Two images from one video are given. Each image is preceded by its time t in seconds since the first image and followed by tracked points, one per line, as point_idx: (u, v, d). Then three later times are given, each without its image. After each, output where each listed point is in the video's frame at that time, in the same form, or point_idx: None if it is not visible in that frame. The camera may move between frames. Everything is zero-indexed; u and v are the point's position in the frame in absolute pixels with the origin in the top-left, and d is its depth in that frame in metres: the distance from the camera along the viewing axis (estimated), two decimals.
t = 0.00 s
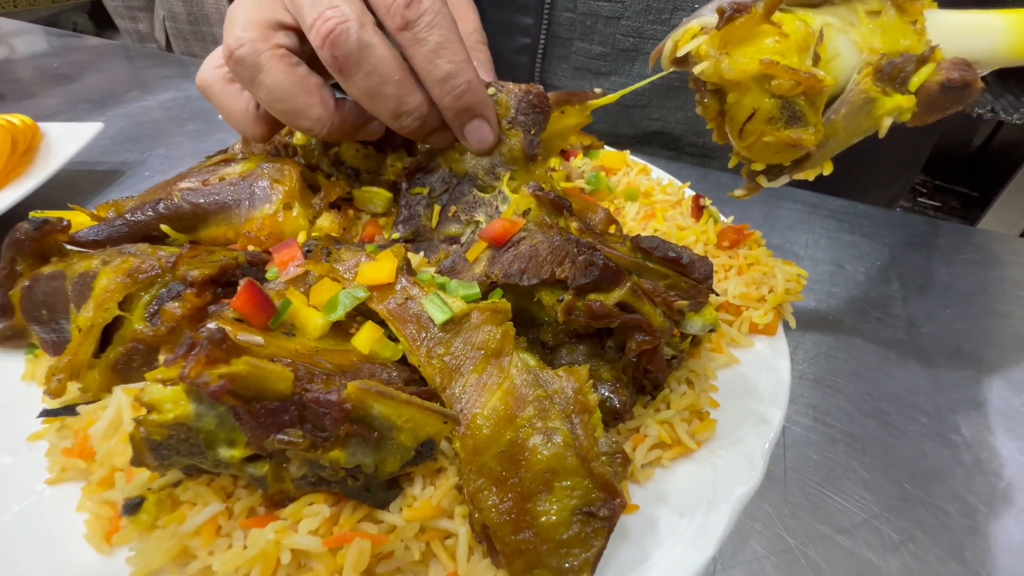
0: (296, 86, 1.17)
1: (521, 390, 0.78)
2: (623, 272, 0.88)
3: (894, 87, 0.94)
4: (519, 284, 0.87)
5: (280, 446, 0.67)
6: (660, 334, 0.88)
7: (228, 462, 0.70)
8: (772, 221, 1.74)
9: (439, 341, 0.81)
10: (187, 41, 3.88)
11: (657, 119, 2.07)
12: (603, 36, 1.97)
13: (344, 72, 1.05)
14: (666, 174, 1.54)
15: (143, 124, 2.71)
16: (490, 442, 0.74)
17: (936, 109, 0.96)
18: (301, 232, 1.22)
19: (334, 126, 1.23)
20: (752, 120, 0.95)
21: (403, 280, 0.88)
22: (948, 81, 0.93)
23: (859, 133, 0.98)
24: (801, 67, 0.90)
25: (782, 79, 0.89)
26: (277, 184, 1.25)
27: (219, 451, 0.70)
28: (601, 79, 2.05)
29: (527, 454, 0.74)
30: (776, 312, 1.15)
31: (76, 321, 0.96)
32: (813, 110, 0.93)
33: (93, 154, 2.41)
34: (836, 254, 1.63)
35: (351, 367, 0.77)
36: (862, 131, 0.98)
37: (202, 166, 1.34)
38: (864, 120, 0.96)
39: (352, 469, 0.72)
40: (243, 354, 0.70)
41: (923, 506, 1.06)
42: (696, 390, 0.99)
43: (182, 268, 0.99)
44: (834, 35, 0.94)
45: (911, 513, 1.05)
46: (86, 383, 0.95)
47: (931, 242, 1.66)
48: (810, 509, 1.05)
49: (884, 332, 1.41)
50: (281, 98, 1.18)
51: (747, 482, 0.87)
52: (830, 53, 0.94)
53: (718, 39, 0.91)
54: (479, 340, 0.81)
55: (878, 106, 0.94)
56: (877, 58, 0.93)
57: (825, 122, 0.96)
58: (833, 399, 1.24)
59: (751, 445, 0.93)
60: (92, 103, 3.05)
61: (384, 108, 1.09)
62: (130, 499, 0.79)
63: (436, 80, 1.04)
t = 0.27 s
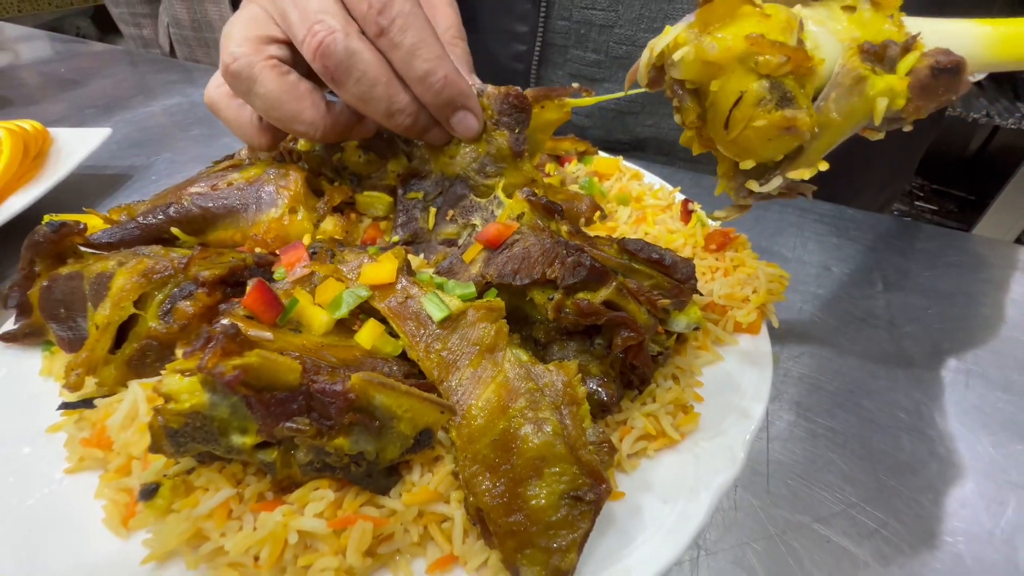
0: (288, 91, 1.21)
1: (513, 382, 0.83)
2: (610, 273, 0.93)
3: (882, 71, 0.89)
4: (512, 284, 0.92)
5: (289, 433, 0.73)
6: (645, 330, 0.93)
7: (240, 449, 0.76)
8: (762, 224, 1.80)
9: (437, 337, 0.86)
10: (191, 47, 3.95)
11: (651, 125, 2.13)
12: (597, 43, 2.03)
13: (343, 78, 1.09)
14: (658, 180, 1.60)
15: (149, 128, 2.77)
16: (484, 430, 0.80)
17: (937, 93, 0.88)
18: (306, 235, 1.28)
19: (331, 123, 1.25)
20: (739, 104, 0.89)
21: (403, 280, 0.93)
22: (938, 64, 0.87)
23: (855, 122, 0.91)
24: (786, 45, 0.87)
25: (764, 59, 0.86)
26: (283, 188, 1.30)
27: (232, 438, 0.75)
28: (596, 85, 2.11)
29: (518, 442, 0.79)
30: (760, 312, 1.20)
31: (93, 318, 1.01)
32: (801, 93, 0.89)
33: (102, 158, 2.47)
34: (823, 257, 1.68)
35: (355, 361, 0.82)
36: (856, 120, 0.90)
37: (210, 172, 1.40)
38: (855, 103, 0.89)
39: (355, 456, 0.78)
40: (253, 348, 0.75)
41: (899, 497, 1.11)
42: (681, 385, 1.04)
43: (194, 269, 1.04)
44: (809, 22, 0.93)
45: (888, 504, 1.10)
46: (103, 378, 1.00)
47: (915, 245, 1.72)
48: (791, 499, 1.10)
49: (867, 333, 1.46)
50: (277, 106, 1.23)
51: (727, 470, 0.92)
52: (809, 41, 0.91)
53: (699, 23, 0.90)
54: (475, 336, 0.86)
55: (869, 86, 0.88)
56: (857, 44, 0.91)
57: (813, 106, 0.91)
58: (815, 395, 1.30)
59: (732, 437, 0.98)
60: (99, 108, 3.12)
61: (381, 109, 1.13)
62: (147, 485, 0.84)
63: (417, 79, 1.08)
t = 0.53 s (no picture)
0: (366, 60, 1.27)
1: (515, 371, 0.93)
2: (600, 275, 1.04)
3: (828, 76, 0.93)
4: (513, 284, 1.03)
5: (318, 413, 0.83)
6: (632, 326, 1.04)
7: (274, 428, 0.86)
8: (750, 229, 1.91)
9: (446, 331, 0.97)
10: (200, 56, 4.06)
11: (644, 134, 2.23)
12: (591, 56, 2.14)
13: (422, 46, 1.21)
14: (651, 187, 1.70)
15: (164, 136, 2.89)
16: (488, 413, 0.90)
17: (881, 95, 0.91)
18: (323, 239, 1.38)
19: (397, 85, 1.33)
20: (697, 116, 0.96)
21: (415, 280, 1.03)
22: (878, 68, 0.90)
23: (807, 127, 0.94)
24: (736, 58, 0.94)
25: (713, 70, 0.93)
26: (301, 196, 1.41)
27: (267, 418, 0.85)
28: (591, 95, 2.22)
29: (519, 424, 0.89)
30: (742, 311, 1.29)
31: (134, 315, 1.12)
32: (755, 100, 0.95)
33: (121, 165, 2.58)
34: (807, 261, 1.79)
35: (373, 352, 0.92)
36: (809, 124, 0.93)
37: (233, 181, 1.50)
38: (806, 106, 0.92)
39: (375, 435, 0.88)
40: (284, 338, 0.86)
41: (868, 481, 1.21)
42: (667, 377, 1.14)
43: (223, 270, 1.15)
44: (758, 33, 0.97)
45: (857, 486, 1.20)
46: (141, 369, 1.11)
47: (894, 250, 1.82)
48: (768, 482, 1.19)
49: (846, 332, 1.56)
50: (360, 65, 1.27)
51: (707, 452, 1.02)
52: (758, 54, 0.95)
53: (656, 44, 0.99)
54: (480, 330, 0.96)
55: (817, 91, 0.92)
56: (802, 53, 0.95)
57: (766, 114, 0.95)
58: (794, 388, 1.40)
59: (713, 423, 1.08)
60: (114, 116, 3.23)
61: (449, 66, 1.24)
62: (187, 463, 0.94)
63: (496, 41, 1.23)
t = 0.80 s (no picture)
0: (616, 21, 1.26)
1: (534, 365, 1.08)
2: (607, 281, 1.18)
3: (734, 123, 1.07)
4: (531, 289, 1.17)
5: (368, 399, 0.98)
6: (635, 325, 1.18)
7: (330, 413, 1.00)
8: (744, 239, 2.06)
9: (474, 330, 1.11)
10: (218, 69, 4.23)
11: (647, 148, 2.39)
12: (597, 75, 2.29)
13: None
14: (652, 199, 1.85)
15: (191, 148, 3.05)
16: (512, 401, 1.05)
17: (779, 138, 1.06)
18: (356, 248, 1.53)
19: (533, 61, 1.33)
20: (632, 154, 1.10)
21: (445, 286, 1.18)
22: (774, 115, 1.05)
23: (718, 163, 1.10)
24: (664, 114, 1.06)
25: (647, 123, 1.06)
26: (336, 209, 1.55)
27: (324, 404, 0.99)
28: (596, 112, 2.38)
29: (538, 409, 1.04)
30: (735, 313, 1.43)
31: (196, 316, 1.27)
32: (676, 145, 1.09)
33: (152, 175, 2.74)
34: (797, 268, 1.93)
35: (412, 347, 1.06)
36: (716, 164, 1.10)
37: (273, 195, 1.65)
38: (713, 150, 1.08)
39: (416, 419, 1.02)
40: (339, 336, 1.00)
41: (847, 465, 1.35)
42: (667, 372, 1.29)
43: (273, 277, 1.29)
44: (683, 83, 1.09)
45: (837, 471, 1.33)
46: (202, 364, 1.26)
47: (877, 258, 1.97)
48: (757, 466, 1.33)
49: (833, 333, 1.71)
50: (509, 11, 1.24)
51: (702, 436, 1.16)
52: (686, 99, 1.08)
53: (601, 91, 1.09)
54: (504, 329, 1.11)
55: (722, 139, 1.07)
56: (716, 103, 1.08)
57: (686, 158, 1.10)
58: (783, 383, 1.54)
59: (708, 411, 1.21)
60: (140, 128, 3.39)
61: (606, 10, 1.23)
62: (250, 444, 1.09)
63: None
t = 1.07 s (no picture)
0: (653, 63, 1.38)
1: (548, 355, 1.20)
2: (613, 281, 1.31)
3: (710, 130, 1.27)
4: (544, 288, 1.30)
5: (402, 384, 1.11)
6: (638, 321, 1.31)
7: (367, 396, 1.14)
8: (741, 242, 2.20)
9: (493, 323, 1.24)
10: (233, 78, 4.37)
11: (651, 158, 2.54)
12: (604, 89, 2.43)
13: None
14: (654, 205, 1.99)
15: (213, 156, 3.19)
16: (528, 387, 1.17)
17: (750, 141, 1.24)
18: (381, 250, 1.66)
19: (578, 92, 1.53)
20: (619, 175, 1.32)
21: (467, 285, 1.31)
22: (741, 124, 1.25)
23: (698, 169, 1.28)
24: (645, 140, 1.27)
25: (629, 150, 1.27)
26: (362, 214, 1.68)
27: (362, 388, 1.13)
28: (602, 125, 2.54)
29: (552, 394, 1.17)
30: (729, 312, 1.56)
31: (240, 312, 1.41)
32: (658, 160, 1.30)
33: (178, 182, 2.88)
34: (791, 270, 2.06)
35: (439, 339, 1.19)
36: (699, 165, 1.27)
37: (302, 202, 1.77)
38: (694, 152, 1.26)
39: (443, 402, 1.15)
40: (374, 327, 1.14)
41: (832, 451, 1.47)
42: (667, 364, 1.41)
43: (309, 277, 1.43)
44: (662, 103, 1.29)
45: (823, 456, 1.45)
46: (245, 356, 1.39)
47: (866, 261, 2.10)
48: (750, 451, 1.45)
49: (824, 330, 1.83)
50: (564, 49, 1.43)
51: (699, 421, 1.29)
52: (665, 122, 1.29)
53: (589, 120, 1.27)
54: (520, 323, 1.24)
55: (701, 144, 1.25)
56: (691, 117, 1.28)
57: (670, 163, 1.30)
58: (775, 376, 1.66)
59: (704, 399, 1.34)
60: (162, 135, 3.54)
61: (645, 56, 1.36)
62: (294, 426, 1.22)
63: None
